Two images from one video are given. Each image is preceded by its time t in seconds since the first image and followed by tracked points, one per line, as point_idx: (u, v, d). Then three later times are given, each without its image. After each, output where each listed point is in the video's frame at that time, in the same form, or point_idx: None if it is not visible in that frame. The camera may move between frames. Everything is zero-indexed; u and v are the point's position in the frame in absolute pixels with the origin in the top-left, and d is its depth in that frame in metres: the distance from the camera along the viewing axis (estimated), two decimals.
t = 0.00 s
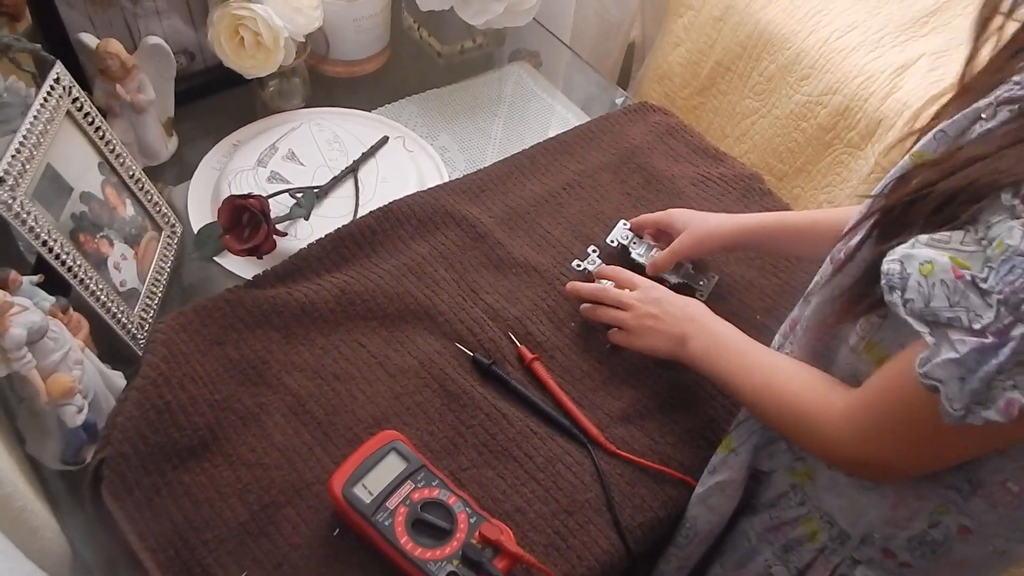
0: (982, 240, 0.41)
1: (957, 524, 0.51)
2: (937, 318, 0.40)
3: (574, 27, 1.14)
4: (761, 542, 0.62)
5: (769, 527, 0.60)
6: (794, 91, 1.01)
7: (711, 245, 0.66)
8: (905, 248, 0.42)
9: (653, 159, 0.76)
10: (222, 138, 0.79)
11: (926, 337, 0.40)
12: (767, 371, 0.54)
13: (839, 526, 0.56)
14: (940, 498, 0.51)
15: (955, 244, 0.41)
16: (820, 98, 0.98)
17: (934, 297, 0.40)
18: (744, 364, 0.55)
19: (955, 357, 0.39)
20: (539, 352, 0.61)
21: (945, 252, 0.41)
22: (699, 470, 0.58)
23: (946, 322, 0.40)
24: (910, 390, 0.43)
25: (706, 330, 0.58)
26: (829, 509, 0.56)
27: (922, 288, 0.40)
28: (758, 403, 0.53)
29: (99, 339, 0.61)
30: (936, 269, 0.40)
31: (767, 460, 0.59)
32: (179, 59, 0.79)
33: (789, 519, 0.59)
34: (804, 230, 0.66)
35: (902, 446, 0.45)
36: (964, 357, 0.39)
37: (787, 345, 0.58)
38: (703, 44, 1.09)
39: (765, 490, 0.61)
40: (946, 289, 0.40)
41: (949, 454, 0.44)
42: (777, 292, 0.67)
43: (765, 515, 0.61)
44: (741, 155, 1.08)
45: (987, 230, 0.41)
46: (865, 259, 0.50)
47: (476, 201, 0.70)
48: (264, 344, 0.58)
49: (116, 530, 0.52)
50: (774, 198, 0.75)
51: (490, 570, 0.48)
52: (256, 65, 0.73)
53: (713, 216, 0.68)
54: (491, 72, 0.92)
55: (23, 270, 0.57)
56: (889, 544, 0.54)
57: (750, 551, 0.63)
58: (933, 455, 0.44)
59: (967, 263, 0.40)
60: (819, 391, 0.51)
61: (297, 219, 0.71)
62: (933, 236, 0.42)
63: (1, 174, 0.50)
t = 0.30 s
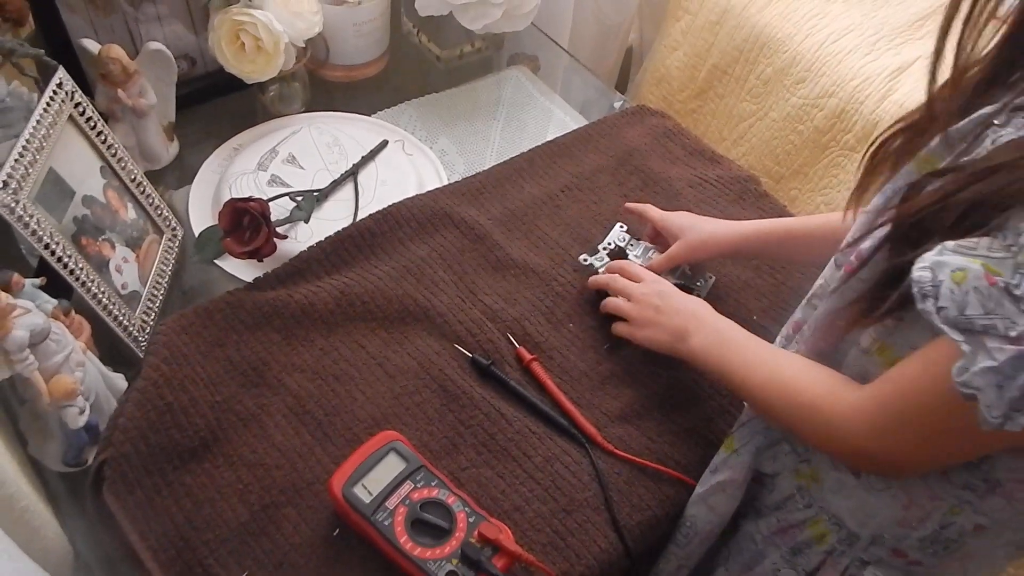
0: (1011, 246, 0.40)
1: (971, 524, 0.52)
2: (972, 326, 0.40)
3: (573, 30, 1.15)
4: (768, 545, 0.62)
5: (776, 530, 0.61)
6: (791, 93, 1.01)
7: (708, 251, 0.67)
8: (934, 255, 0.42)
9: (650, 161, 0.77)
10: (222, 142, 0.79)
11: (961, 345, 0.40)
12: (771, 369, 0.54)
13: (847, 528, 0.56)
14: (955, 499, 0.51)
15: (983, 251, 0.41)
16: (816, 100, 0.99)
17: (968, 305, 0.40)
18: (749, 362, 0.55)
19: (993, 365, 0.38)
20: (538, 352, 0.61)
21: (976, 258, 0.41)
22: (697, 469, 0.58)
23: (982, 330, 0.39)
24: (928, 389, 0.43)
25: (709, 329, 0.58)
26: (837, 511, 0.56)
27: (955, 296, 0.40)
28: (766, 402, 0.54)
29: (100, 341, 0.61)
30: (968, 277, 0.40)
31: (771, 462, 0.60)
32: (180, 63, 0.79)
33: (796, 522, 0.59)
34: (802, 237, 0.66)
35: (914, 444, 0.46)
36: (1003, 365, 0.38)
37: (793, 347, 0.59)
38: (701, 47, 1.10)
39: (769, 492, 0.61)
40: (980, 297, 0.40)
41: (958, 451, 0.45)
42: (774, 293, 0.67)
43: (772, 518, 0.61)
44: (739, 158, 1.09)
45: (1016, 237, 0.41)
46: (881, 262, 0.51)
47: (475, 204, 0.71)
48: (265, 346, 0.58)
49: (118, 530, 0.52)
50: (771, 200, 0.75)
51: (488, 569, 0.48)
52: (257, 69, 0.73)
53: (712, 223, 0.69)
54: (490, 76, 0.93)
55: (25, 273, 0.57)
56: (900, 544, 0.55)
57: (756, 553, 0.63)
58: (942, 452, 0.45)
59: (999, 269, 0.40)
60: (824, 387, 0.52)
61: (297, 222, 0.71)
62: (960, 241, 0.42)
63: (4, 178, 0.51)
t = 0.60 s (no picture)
0: None
1: (981, 521, 0.52)
2: (994, 327, 0.40)
3: (570, 32, 1.15)
4: (775, 545, 0.62)
5: (783, 530, 0.61)
6: (788, 95, 1.02)
7: (710, 250, 0.66)
8: (952, 258, 0.42)
9: (647, 162, 0.77)
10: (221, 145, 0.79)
11: (983, 346, 0.40)
12: (779, 370, 0.55)
13: (856, 527, 0.57)
14: (965, 499, 0.51)
15: (1000, 252, 0.41)
16: (813, 102, 0.99)
17: (989, 306, 0.40)
18: (758, 362, 0.56)
19: (1016, 366, 0.39)
20: (537, 352, 0.61)
21: (994, 260, 0.41)
22: (697, 468, 0.58)
23: (1004, 331, 0.39)
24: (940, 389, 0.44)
25: (718, 330, 0.59)
26: (846, 511, 0.57)
27: (976, 298, 0.40)
28: (772, 402, 0.54)
29: (100, 343, 0.62)
30: (989, 279, 0.40)
31: (778, 462, 0.60)
32: (179, 67, 0.80)
33: (804, 522, 0.59)
34: (801, 242, 0.67)
35: (922, 446, 0.46)
36: None
37: (799, 348, 0.59)
38: (697, 50, 1.10)
39: (775, 492, 0.61)
40: (1001, 298, 0.40)
41: (965, 454, 0.45)
42: (772, 293, 0.67)
43: (779, 517, 0.61)
44: (737, 160, 1.09)
45: None
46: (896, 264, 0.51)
47: (473, 205, 0.71)
48: (264, 347, 0.58)
49: (117, 530, 0.52)
50: (768, 200, 0.76)
51: (488, 567, 0.48)
52: (256, 72, 0.73)
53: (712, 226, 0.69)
54: (488, 79, 0.93)
55: (25, 275, 0.57)
56: (909, 542, 0.55)
57: (764, 554, 0.63)
58: (947, 455, 0.46)
59: (1018, 270, 0.40)
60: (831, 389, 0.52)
61: (295, 223, 0.72)
62: (977, 243, 0.42)
63: (4, 180, 0.51)
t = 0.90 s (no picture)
0: (1020, 246, 0.41)
1: (977, 519, 0.52)
2: (986, 324, 0.40)
3: (571, 34, 1.16)
4: (774, 544, 0.62)
5: (782, 529, 0.61)
6: (786, 97, 1.02)
7: (707, 254, 0.66)
8: (945, 256, 0.42)
9: (646, 163, 0.77)
10: (223, 147, 0.80)
11: (976, 343, 0.40)
12: (777, 371, 0.54)
13: (854, 525, 0.57)
14: (960, 497, 0.51)
15: (992, 250, 0.41)
16: (812, 103, 0.99)
17: (982, 304, 0.40)
18: (756, 362, 0.56)
19: (1008, 363, 0.39)
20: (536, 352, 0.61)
21: (987, 258, 0.41)
22: (696, 467, 0.58)
23: (997, 328, 0.39)
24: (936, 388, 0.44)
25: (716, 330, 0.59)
26: (844, 510, 0.57)
27: (968, 295, 0.40)
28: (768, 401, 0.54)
29: (102, 344, 0.62)
30: (981, 277, 0.40)
31: (776, 461, 0.60)
32: (180, 69, 0.80)
33: (802, 520, 0.59)
34: (801, 245, 0.66)
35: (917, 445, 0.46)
36: (1018, 363, 0.39)
37: (795, 347, 0.59)
38: (697, 52, 1.10)
39: (774, 491, 0.61)
40: (994, 296, 0.40)
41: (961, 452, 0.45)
42: (771, 293, 0.67)
43: (777, 516, 0.61)
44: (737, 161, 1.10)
45: None
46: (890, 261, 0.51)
47: (474, 206, 0.71)
48: (265, 346, 0.58)
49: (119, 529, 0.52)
50: (768, 201, 0.76)
51: (489, 565, 0.48)
52: (257, 74, 0.74)
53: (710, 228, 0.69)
54: (489, 81, 0.94)
55: (27, 275, 0.58)
56: (906, 540, 0.55)
57: (762, 552, 0.63)
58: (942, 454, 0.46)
59: (1010, 268, 0.40)
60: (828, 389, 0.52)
61: (296, 224, 0.72)
62: (970, 241, 0.42)
63: (5, 180, 0.52)
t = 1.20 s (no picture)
0: (1013, 254, 0.40)
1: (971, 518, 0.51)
2: (983, 334, 0.39)
3: (571, 37, 1.16)
4: (769, 541, 0.61)
5: (777, 527, 0.61)
6: (784, 98, 1.02)
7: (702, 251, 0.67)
8: (940, 265, 0.41)
9: (646, 165, 0.77)
10: (225, 150, 0.80)
11: (972, 353, 0.39)
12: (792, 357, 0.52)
13: (847, 525, 0.57)
14: (951, 497, 0.52)
15: (986, 258, 0.40)
16: (810, 104, 0.99)
17: (977, 313, 0.39)
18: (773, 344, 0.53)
19: (1005, 372, 0.38)
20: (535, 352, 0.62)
21: (981, 267, 0.40)
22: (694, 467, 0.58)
23: (993, 337, 0.39)
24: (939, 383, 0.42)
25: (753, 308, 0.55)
26: (836, 508, 0.57)
27: (963, 305, 0.39)
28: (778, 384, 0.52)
29: (104, 346, 0.62)
30: (976, 286, 0.39)
31: (768, 462, 0.60)
32: (183, 73, 0.81)
33: (797, 519, 0.59)
34: (796, 243, 0.66)
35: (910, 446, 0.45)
36: (1014, 373, 0.37)
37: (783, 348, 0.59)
38: (697, 54, 1.11)
39: (767, 490, 0.61)
40: (989, 305, 0.39)
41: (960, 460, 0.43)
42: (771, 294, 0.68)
43: (772, 515, 0.61)
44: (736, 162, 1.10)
45: (1018, 245, 0.40)
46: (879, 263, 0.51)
47: (474, 208, 0.72)
48: (265, 348, 0.59)
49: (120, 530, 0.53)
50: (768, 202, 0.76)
51: (486, 564, 0.48)
52: (257, 79, 0.74)
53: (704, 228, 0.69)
54: (489, 84, 0.94)
55: (29, 278, 0.58)
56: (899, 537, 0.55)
57: (759, 551, 0.62)
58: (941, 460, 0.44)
59: (1005, 277, 0.39)
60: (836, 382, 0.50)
61: (296, 226, 0.73)
62: (963, 250, 0.41)
63: (6, 184, 0.52)
